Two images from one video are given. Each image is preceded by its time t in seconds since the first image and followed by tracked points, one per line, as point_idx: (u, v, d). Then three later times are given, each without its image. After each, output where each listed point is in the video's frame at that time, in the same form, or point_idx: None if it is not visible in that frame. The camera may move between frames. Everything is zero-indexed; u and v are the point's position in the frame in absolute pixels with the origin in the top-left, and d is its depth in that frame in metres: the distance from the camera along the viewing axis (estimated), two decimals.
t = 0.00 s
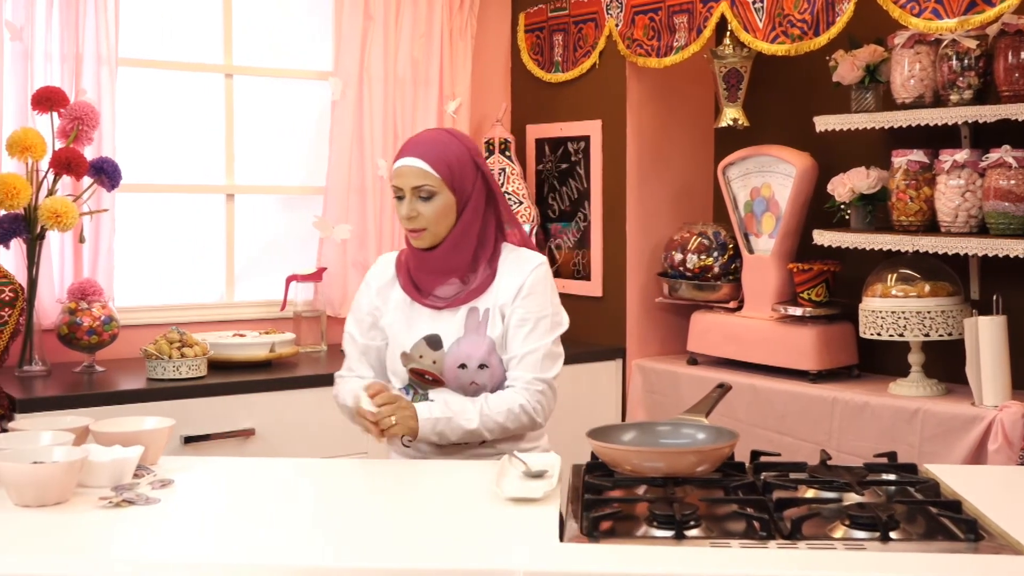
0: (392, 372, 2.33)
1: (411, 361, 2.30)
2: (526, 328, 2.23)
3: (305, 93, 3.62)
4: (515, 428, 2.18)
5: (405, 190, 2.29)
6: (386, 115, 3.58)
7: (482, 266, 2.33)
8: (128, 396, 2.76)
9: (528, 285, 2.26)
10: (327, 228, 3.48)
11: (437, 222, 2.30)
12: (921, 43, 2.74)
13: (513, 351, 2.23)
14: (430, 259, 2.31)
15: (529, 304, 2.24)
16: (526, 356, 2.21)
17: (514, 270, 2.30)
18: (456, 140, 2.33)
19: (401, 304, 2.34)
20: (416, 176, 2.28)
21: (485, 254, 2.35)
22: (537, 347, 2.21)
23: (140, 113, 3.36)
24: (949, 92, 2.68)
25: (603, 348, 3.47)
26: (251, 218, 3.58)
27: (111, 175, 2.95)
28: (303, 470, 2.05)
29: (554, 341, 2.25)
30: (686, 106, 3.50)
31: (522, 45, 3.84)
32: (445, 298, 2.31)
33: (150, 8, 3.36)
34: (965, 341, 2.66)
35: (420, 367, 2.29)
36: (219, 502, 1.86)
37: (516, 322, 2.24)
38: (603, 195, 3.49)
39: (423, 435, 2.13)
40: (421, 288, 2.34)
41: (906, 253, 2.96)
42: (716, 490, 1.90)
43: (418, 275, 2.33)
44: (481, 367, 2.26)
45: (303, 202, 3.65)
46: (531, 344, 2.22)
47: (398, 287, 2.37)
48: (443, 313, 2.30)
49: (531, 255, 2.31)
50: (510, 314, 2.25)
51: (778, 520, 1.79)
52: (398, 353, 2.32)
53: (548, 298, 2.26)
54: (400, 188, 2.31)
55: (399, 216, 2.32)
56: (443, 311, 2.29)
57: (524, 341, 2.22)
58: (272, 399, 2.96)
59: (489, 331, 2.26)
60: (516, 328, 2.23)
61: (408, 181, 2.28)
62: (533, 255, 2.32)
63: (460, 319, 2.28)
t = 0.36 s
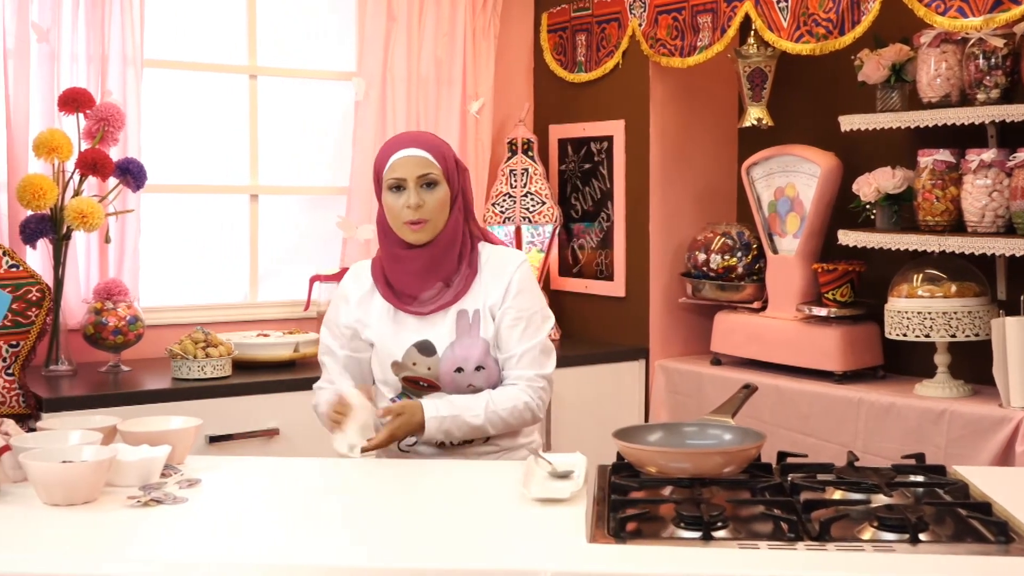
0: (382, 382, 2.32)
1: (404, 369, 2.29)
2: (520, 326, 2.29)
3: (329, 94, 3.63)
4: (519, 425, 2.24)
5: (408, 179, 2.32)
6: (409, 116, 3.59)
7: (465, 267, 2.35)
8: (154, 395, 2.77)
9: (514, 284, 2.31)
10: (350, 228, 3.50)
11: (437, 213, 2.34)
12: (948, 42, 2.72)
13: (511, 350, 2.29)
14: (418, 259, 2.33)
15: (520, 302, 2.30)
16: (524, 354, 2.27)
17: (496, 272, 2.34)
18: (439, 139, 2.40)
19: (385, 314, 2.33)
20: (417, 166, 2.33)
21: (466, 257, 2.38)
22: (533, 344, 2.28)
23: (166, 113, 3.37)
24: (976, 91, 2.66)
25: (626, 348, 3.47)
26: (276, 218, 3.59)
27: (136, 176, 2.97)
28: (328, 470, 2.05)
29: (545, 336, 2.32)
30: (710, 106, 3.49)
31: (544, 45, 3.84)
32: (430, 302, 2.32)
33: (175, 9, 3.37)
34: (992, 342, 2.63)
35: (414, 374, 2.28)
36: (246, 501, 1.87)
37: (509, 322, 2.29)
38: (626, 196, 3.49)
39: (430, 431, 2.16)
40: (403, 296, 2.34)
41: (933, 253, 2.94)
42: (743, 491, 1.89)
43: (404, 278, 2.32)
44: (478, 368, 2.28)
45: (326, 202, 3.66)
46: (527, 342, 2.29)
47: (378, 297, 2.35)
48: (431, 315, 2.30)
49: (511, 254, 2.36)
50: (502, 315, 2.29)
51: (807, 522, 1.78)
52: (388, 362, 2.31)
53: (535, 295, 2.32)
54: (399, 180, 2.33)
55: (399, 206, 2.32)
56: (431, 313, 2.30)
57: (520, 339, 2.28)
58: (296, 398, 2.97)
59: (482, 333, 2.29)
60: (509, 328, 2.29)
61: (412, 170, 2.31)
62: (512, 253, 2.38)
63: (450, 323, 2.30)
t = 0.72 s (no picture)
0: (405, 382, 2.33)
1: (428, 370, 2.29)
2: (545, 329, 2.32)
3: (349, 95, 3.64)
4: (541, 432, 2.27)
5: (441, 172, 2.33)
6: (429, 117, 3.59)
7: (490, 270, 2.37)
8: (176, 395, 2.78)
9: (540, 287, 2.34)
10: (370, 228, 3.50)
11: (467, 211, 2.35)
12: (971, 41, 2.70)
13: (536, 353, 2.32)
14: (445, 259, 2.34)
15: (546, 305, 2.33)
16: (549, 357, 2.31)
17: (521, 274, 2.37)
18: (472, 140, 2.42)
19: (408, 314, 2.33)
20: (451, 161, 2.34)
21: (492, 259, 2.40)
22: (557, 347, 2.32)
23: (188, 114, 3.39)
24: (999, 90, 2.64)
25: (646, 349, 3.46)
26: (297, 218, 3.60)
27: (158, 176, 2.98)
28: (351, 470, 2.05)
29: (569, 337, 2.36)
30: (730, 106, 3.48)
31: (565, 46, 3.84)
32: (455, 303, 2.33)
33: (197, 9, 3.39)
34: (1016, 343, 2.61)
35: (438, 375, 2.29)
36: (270, 501, 1.88)
37: (535, 324, 2.32)
38: (646, 196, 3.48)
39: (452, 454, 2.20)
40: (427, 295, 2.35)
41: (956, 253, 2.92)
42: (767, 492, 1.88)
43: (430, 278, 2.33)
44: (503, 370, 2.29)
45: (346, 202, 3.67)
46: (552, 345, 2.32)
47: (401, 298, 2.35)
48: (455, 316, 2.31)
49: (536, 257, 2.38)
50: (528, 316, 2.32)
51: (831, 523, 1.77)
52: (412, 363, 2.31)
53: (559, 299, 2.35)
54: (431, 174, 2.34)
55: (430, 200, 2.33)
56: (455, 314, 2.31)
57: (545, 343, 2.32)
58: (317, 399, 2.98)
59: (508, 334, 2.31)
60: (535, 330, 2.31)
61: (446, 165, 2.33)
62: (537, 255, 2.40)
63: (475, 324, 2.31)
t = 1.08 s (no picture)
0: (428, 383, 2.34)
1: (452, 371, 2.31)
2: (569, 334, 2.33)
3: (365, 95, 3.64)
4: (562, 436, 2.30)
5: (468, 176, 2.33)
6: (445, 117, 3.59)
7: (515, 271, 2.38)
8: (193, 395, 2.79)
9: (565, 290, 2.35)
10: (387, 228, 3.51)
11: (494, 214, 2.35)
12: (989, 41, 2.68)
13: (559, 356, 2.33)
14: (471, 261, 2.34)
15: (570, 309, 2.34)
16: (571, 360, 2.32)
17: (546, 276, 2.38)
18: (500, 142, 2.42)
19: (433, 315, 2.34)
20: (478, 163, 2.34)
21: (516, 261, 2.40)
22: (580, 351, 2.33)
23: (204, 114, 3.40)
24: (1018, 89, 2.62)
25: (662, 349, 3.46)
26: (313, 218, 3.61)
27: (174, 176, 2.98)
28: (368, 471, 2.05)
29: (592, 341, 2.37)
30: (746, 105, 3.47)
31: (580, 46, 3.83)
32: (480, 305, 2.34)
33: (213, 10, 3.39)
34: None
35: (462, 377, 2.31)
36: (289, 501, 1.88)
37: (559, 327, 2.33)
38: (662, 196, 3.47)
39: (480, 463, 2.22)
40: (452, 296, 2.36)
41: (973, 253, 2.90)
42: (786, 493, 1.88)
43: (456, 280, 2.34)
44: (526, 373, 2.31)
45: (362, 203, 3.67)
46: (575, 349, 2.34)
47: (426, 299, 2.37)
48: (480, 319, 2.32)
49: (562, 261, 2.40)
50: (552, 319, 2.33)
51: (851, 524, 1.76)
52: (436, 363, 2.32)
53: (583, 303, 2.36)
54: (458, 177, 2.34)
55: (457, 203, 2.33)
56: (480, 317, 2.32)
57: (569, 347, 2.33)
58: (333, 399, 2.99)
59: (532, 338, 2.32)
60: (559, 333, 2.33)
61: (473, 168, 2.33)
62: (562, 259, 2.42)
63: (500, 326, 2.32)
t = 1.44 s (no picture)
0: (438, 384, 2.35)
1: (462, 372, 2.32)
2: (579, 331, 2.33)
3: (373, 95, 3.64)
4: (579, 429, 2.28)
5: (474, 183, 2.31)
6: (452, 117, 3.59)
7: (522, 271, 2.38)
8: (201, 395, 2.79)
9: (574, 288, 2.36)
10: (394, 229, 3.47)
11: (500, 221, 2.33)
12: (999, 40, 2.68)
13: (569, 353, 2.33)
14: (477, 264, 2.34)
15: (579, 307, 2.35)
16: (581, 358, 2.32)
17: (554, 275, 2.39)
18: (506, 145, 2.39)
19: (439, 316, 2.35)
20: (483, 170, 2.31)
21: (524, 261, 2.40)
22: (590, 348, 2.33)
23: (212, 114, 3.40)
24: None
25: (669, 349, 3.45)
26: (321, 218, 3.61)
27: (183, 176, 2.98)
28: (378, 471, 2.05)
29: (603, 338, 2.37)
30: (754, 105, 3.46)
31: (588, 46, 3.83)
32: (488, 306, 2.35)
33: (221, 10, 3.39)
34: None
35: (472, 377, 2.31)
36: (299, 501, 1.88)
37: (568, 326, 2.33)
38: (670, 196, 3.47)
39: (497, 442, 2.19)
40: (460, 298, 2.36)
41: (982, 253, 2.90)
42: (798, 494, 1.87)
43: (462, 282, 2.34)
44: (537, 372, 2.31)
45: (369, 202, 3.67)
46: (585, 346, 2.34)
47: (433, 299, 2.38)
48: (488, 320, 2.33)
49: (571, 259, 2.41)
50: (562, 318, 2.34)
51: (863, 525, 1.76)
52: (446, 364, 2.33)
53: (592, 300, 2.37)
54: (464, 184, 2.32)
55: (463, 211, 2.31)
56: (488, 318, 2.33)
57: (579, 344, 2.33)
58: (341, 399, 2.99)
59: (542, 336, 2.33)
60: (568, 331, 2.33)
61: (478, 175, 2.30)
62: (570, 258, 2.42)
63: (509, 326, 2.33)
